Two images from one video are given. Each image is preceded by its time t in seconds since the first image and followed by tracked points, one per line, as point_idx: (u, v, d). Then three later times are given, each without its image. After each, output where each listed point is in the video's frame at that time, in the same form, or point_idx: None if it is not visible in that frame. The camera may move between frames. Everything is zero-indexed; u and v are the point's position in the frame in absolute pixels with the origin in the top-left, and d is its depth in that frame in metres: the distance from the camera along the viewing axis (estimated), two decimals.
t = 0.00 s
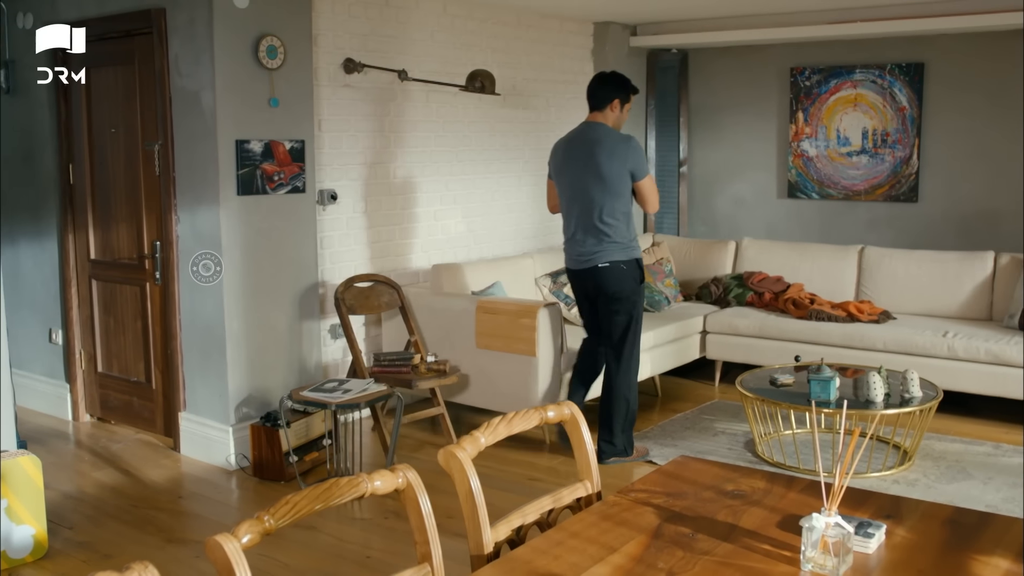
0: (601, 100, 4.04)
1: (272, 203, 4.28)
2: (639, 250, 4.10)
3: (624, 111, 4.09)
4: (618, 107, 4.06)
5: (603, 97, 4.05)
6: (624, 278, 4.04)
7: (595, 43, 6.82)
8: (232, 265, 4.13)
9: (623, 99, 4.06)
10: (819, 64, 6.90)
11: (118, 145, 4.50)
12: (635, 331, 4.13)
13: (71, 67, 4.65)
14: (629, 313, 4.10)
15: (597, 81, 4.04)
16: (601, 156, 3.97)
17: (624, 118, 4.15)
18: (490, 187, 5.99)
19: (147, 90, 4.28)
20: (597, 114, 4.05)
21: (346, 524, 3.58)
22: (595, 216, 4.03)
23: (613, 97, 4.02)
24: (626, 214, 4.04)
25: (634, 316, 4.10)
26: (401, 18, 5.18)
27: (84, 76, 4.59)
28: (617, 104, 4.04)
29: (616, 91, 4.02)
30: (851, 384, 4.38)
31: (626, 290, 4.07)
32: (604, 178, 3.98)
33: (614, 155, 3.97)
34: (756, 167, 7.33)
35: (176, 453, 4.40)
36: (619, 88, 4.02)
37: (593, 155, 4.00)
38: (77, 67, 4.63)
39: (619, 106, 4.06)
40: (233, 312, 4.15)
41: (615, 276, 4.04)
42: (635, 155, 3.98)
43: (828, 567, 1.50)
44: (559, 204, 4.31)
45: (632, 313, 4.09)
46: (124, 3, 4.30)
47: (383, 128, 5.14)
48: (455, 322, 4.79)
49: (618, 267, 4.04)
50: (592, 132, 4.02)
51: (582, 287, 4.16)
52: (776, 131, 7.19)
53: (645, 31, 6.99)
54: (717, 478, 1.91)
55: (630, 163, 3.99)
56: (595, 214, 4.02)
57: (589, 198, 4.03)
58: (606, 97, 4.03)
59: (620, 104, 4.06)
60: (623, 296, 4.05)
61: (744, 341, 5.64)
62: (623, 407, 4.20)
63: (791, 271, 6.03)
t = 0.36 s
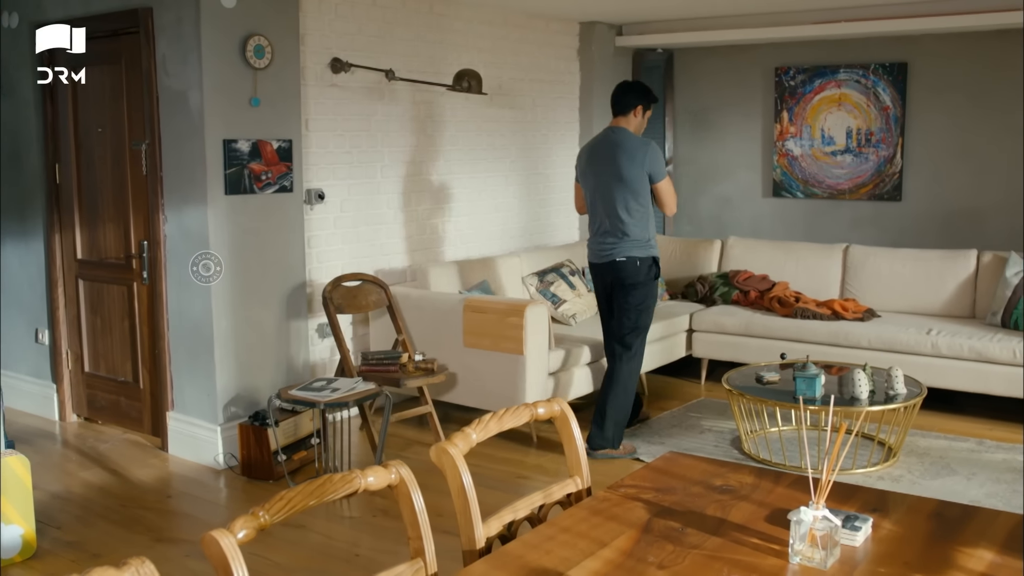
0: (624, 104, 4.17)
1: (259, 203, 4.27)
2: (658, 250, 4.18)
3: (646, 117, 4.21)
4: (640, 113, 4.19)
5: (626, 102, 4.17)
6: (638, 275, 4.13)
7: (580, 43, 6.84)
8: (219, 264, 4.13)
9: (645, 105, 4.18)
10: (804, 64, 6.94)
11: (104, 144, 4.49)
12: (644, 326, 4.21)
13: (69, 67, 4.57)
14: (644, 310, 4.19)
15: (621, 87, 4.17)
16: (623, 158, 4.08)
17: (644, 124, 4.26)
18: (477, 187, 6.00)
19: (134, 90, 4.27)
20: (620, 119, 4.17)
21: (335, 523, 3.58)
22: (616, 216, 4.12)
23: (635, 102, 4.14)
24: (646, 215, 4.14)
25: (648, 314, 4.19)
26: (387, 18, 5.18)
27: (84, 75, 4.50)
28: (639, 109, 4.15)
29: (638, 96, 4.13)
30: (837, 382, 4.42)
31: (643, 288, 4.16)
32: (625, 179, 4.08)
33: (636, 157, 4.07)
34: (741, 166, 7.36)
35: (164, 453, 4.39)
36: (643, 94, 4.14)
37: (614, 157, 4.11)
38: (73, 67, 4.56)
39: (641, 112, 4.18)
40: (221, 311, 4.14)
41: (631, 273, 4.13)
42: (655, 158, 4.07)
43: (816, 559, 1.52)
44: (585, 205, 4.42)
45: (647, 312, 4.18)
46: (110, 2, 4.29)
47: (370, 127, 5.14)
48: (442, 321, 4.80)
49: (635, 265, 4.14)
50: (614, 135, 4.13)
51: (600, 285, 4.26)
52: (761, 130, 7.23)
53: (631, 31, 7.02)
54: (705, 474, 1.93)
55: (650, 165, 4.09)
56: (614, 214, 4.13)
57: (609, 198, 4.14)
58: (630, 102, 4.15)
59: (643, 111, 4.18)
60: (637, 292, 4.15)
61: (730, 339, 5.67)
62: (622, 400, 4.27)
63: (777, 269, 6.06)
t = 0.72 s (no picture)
0: (640, 101, 4.67)
1: (247, 202, 4.27)
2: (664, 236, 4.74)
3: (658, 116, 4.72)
4: (653, 111, 4.69)
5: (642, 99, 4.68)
6: (650, 260, 4.70)
7: (567, 42, 6.86)
8: (207, 263, 4.12)
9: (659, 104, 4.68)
10: (789, 63, 6.98)
11: (91, 143, 4.48)
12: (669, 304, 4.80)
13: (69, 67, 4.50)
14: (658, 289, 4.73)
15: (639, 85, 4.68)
16: (629, 153, 4.63)
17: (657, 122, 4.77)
18: (464, 185, 6.01)
19: (121, 88, 4.26)
20: (633, 114, 4.69)
21: (324, 521, 3.59)
22: (626, 205, 4.68)
23: (648, 100, 4.65)
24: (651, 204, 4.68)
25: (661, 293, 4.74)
26: (375, 17, 5.18)
27: (85, 75, 4.43)
28: (651, 108, 4.66)
29: (651, 95, 4.64)
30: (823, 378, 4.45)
31: (654, 269, 4.72)
32: (633, 171, 4.63)
33: (643, 151, 4.61)
34: (727, 164, 7.40)
35: (152, 452, 4.39)
36: (657, 94, 4.64)
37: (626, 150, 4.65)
38: (72, 67, 4.48)
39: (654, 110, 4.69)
40: (209, 310, 4.14)
41: (643, 258, 4.70)
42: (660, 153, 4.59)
43: (804, 551, 1.54)
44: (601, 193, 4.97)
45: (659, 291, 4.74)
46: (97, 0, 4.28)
47: (357, 126, 5.14)
48: (430, 320, 4.81)
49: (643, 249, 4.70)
50: (625, 132, 4.67)
51: (612, 267, 4.82)
52: (746, 129, 7.27)
53: (617, 31, 7.04)
54: (694, 468, 1.95)
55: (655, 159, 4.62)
56: (623, 202, 4.69)
57: (618, 188, 4.69)
58: (644, 99, 4.65)
59: (656, 109, 4.69)
60: (651, 274, 4.72)
61: (717, 337, 5.70)
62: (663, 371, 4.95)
63: (762, 267, 6.09)
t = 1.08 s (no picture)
0: (654, 105, 4.91)
1: (235, 200, 4.26)
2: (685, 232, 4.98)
3: (674, 118, 4.94)
4: (667, 114, 4.92)
5: (657, 103, 4.92)
6: (673, 254, 4.93)
7: (554, 41, 6.87)
8: (196, 262, 4.12)
9: (674, 106, 4.91)
10: (775, 62, 7.02)
11: (78, 141, 4.46)
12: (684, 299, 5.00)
13: (69, 66, 4.43)
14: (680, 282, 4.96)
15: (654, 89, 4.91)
16: (651, 155, 4.86)
17: (676, 123, 4.99)
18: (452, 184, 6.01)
19: (109, 87, 4.25)
20: (649, 117, 4.92)
21: (313, 518, 3.59)
22: (650, 204, 4.91)
23: (662, 104, 4.88)
24: (674, 203, 4.92)
25: (683, 285, 4.96)
26: (362, 15, 5.19)
27: (85, 75, 4.36)
28: (667, 111, 4.90)
29: (665, 98, 4.87)
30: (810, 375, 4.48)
31: (676, 263, 4.94)
32: (655, 172, 4.87)
33: (664, 152, 4.84)
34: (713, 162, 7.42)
35: (140, 450, 4.37)
36: (671, 97, 4.88)
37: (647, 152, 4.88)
38: (59, 66, 4.46)
39: (668, 113, 4.91)
40: (196, 308, 4.13)
41: (667, 253, 4.92)
42: (680, 153, 4.83)
43: (793, 542, 1.56)
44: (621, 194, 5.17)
45: (681, 284, 4.96)
46: None
47: (345, 124, 5.14)
48: (418, 318, 4.81)
49: (667, 244, 4.93)
50: (645, 135, 4.89)
51: (637, 262, 5.05)
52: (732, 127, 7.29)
53: (603, 29, 7.06)
54: (683, 462, 1.96)
55: (676, 159, 4.86)
56: (646, 202, 4.92)
57: (641, 189, 4.93)
58: (659, 103, 4.89)
59: (671, 112, 4.92)
60: (673, 268, 4.94)
61: (703, 334, 5.72)
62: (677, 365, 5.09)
63: (749, 264, 6.12)
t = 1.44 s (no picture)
0: (667, 101, 4.95)
1: (225, 198, 4.26)
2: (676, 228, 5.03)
3: (687, 115, 4.93)
4: (679, 111, 4.93)
5: (671, 99, 4.95)
6: (656, 247, 5.06)
7: (543, 40, 6.88)
8: (186, 260, 4.11)
9: (687, 104, 4.91)
10: (763, 60, 7.04)
11: (67, 140, 4.45)
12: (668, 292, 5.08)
13: (69, 67, 4.37)
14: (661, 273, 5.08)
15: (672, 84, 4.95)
16: (647, 148, 5.00)
17: (691, 121, 4.97)
18: (441, 182, 6.01)
19: (98, 85, 4.24)
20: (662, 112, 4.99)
21: (304, 515, 3.59)
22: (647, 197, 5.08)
23: (672, 101, 4.91)
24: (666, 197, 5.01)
25: (663, 277, 5.06)
26: (352, 14, 5.19)
27: (84, 75, 4.30)
28: (677, 108, 4.92)
29: (675, 96, 4.89)
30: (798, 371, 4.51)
31: (659, 256, 5.06)
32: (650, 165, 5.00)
33: (657, 146, 4.94)
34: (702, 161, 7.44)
35: (130, 449, 4.37)
36: (681, 95, 4.89)
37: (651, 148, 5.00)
38: (49, 64, 4.45)
39: (679, 110, 4.92)
40: (187, 306, 4.12)
41: (651, 245, 5.08)
42: (672, 148, 4.87)
43: (782, 534, 1.58)
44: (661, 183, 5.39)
45: (661, 276, 5.08)
46: None
47: (335, 123, 5.14)
48: (409, 316, 4.82)
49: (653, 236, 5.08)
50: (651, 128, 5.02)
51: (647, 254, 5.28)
52: (721, 125, 7.31)
53: (593, 28, 7.07)
54: (674, 456, 1.98)
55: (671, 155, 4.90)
56: (644, 193, 5.12)
57: (643, 180, 5.11)
58: (672, 99, 4.92)
59: (682, 109, 4.92)
60: (657, 261, 5.07)
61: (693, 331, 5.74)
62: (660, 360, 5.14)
63: (738, 262, 6.14)
